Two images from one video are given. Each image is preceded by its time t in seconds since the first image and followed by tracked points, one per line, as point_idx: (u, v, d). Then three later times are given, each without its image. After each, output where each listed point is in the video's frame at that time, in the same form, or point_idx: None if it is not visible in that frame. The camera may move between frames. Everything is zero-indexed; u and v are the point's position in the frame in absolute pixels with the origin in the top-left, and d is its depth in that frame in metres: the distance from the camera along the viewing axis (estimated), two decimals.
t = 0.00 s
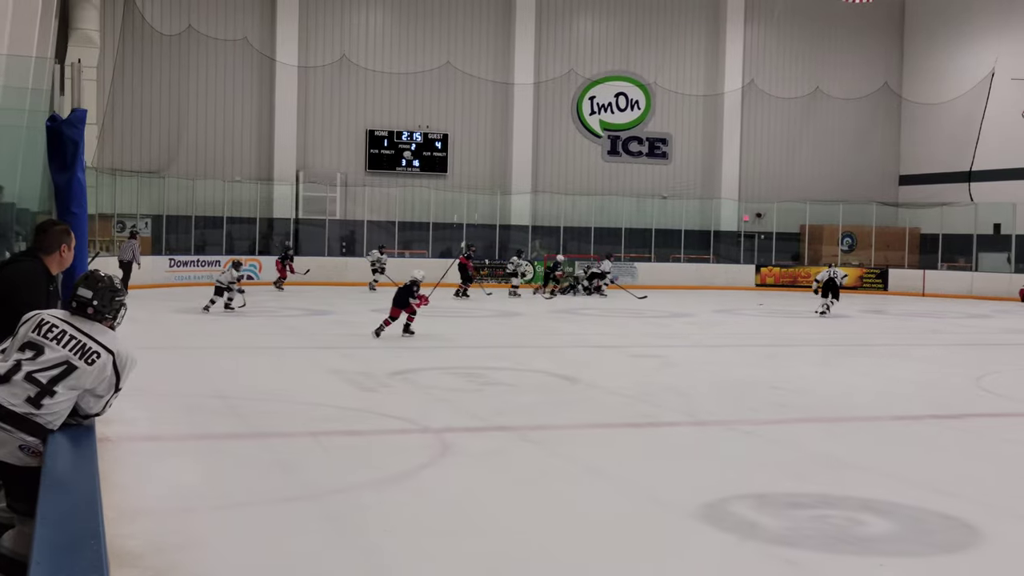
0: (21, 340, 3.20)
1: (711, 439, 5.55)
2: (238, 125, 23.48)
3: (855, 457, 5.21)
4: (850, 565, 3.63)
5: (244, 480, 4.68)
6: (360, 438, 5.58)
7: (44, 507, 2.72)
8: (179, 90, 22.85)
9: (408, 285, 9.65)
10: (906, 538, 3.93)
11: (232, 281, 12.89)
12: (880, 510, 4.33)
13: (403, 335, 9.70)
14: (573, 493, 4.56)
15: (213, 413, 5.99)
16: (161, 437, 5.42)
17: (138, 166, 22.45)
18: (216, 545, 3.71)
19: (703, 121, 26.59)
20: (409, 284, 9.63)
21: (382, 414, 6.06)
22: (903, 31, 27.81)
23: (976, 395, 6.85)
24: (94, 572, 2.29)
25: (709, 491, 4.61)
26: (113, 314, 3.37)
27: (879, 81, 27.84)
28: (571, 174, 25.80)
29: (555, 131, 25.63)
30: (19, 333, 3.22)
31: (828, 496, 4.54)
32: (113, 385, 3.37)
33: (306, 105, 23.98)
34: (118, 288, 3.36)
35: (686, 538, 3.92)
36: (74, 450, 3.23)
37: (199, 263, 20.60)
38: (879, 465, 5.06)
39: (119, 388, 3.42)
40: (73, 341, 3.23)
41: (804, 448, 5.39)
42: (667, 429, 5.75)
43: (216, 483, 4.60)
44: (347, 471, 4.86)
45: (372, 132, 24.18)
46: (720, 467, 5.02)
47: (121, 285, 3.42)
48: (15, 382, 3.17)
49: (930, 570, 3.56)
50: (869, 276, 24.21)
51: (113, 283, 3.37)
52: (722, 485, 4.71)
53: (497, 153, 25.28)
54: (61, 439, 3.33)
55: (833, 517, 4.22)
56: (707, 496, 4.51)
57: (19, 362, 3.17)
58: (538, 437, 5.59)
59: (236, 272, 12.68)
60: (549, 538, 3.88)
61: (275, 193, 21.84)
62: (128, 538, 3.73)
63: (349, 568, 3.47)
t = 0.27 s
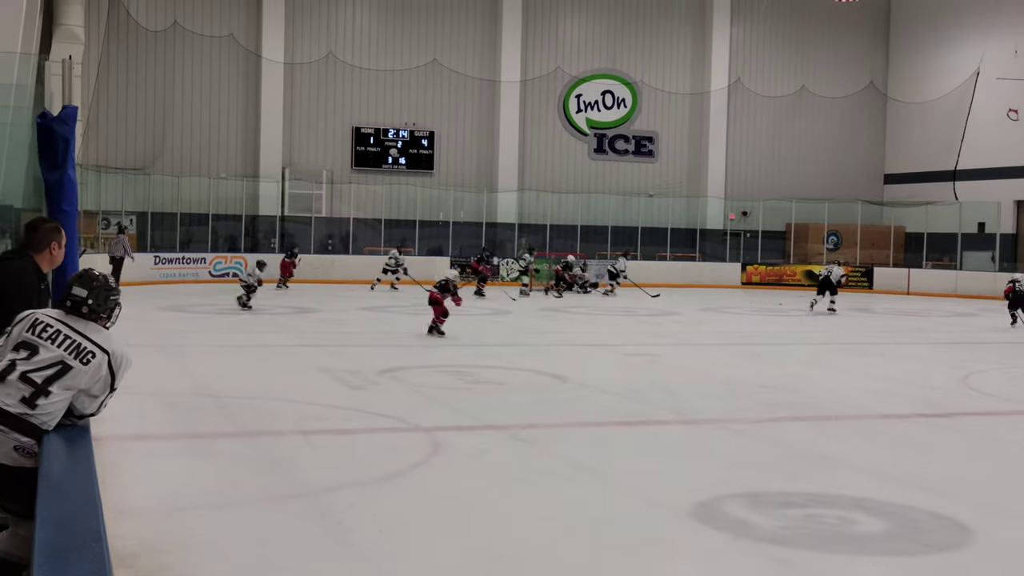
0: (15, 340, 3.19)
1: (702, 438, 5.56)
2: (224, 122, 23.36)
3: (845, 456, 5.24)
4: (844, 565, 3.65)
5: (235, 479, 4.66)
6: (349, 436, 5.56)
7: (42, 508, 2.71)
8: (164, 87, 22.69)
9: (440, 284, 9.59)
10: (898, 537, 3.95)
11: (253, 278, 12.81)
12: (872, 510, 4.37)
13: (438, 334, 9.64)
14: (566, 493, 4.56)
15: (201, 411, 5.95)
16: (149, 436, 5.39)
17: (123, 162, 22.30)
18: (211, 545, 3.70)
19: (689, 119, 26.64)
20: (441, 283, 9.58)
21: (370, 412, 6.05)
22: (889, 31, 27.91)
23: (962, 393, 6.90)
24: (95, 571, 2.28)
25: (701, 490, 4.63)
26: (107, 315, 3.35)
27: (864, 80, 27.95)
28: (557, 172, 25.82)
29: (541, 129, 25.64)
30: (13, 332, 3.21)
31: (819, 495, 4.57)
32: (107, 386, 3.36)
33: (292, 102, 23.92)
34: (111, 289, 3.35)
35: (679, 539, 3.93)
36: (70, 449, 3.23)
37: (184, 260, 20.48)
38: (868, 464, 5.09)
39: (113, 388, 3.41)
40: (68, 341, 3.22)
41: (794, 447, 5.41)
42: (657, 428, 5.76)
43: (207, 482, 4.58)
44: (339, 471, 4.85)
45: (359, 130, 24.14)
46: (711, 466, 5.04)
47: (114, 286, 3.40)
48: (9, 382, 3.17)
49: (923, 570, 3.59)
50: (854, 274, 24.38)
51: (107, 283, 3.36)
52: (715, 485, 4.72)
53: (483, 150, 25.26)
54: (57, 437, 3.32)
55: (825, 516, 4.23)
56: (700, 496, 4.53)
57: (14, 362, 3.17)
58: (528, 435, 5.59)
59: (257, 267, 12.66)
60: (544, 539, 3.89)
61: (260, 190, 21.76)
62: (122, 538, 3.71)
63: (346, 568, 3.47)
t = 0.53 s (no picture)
0: (10, 338, 3.20)
1: (695, 436, 5.57)
2: (212, 119, 23.29)
3: (837, 453, 5.27)
4: (840, 564, 3.71)
5: (229, 478, 4.65)
6: (341, 434, 5.55)
7: (40, 507, 2.69)
8: (153, 83, 22.61)
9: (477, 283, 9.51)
10: (892, 536, 4.03)
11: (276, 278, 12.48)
12: (864, 508, 4.38)
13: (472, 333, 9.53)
14: (561, 492, 4.58)
15: (193, 409, 5.94)
16: (140, 434, 5.36)
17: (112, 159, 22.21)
18: (209, 543, 3.70)
19: (679, 116, 26.69)
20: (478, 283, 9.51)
21: (363, 410, 6.04)
22: (877, 28, 27.98)
23: (951, 390, 6.94)
24: (96, 570, 2.27)
25: (696, 489, 4.66)
26: (103, 312, 3.33)
27: (854, 77, 28.02)
28: (547, 168, 25.81)
29: (531, 126, 25.63)
30: (8, 330, 3.22)
31: (813, 493, 4.62)
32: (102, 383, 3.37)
33: (281, 98, 23.86)
34: (107, 286, 3.32)
35: (676, 539, 3.96)
36: (64, 447, 3.23)
37: (172, 257, 20.39)
38: (861, 461, 5.13)
39: (109, 385, 3.41)
40: (63, 338, 3.23)
41: (786, 443, 5.44)
42: (650, 425, 5.77)
43: (201, 481, 4.56)
44: (333, 469, 4.84)
45: (348, 126, 24.10)
46: (705, 463, 5.06)
47: (110, 284, 3.38)
48: (5, 379, 3.19)
49: (918, 570, 3.64)
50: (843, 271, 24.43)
51: (102, 281, 3.34)
52: (708, 483, 4.73)
53: (472, 146, 25.24)
54: (54, 434, 3.33)
55: (820, 514, 4.32)
56: (694, 495, 4.53)
57: (9, 360, 3.18)
58: (521, 433, 5.59)
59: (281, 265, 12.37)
60: (542, 539, 3.92)
61: (250, 187, 21.66)
62: (117, 537, 3.71)
63: (346, 567, 3.49)
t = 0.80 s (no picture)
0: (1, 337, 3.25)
1: (685, 434, 5.58)
2: (200, 117, 23.22)
3: (827, 451, 5.29)
4: (831, 563, 3.74)
5: (217, 478, 4.63)
6: (331, 433, 5.54)
7: (31, 508, 2.69)
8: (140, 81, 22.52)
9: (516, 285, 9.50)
10: (882, 534, 4.07)
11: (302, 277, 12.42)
12: (853, 507, 4.40)
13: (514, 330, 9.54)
14: (550, 492, 4.59)
15: (183, 409, 5.92)
16: (130, 434, 5.34)
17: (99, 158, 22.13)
18: (200, 543, 3.69)
19: (666, 115, 26.74)
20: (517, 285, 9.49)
21: (353, 409, 6.03)
22: (865, 28, 28.08)
23: (940, 387, 6.97)
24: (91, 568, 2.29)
25: (686, 488, 4.67)
26: (93, 312, 3.35)
27: (841, 76, 28.12)
28: (536, 167, 25.82)
29: (519, 125, 25.63)
30: None
31: (804, 491, 4.65)
32: (92, 383, 3.42)
33: (269, 97, 23.80)
34: (97, 285, 3.34)
35: (667, 539, 3.97)
36: (54, 446, 3.29)
37: (159, 256, 20.29)
38: (850, 459, 5.15)
39: (100, 385, 3.47)
40: (53, 339, 3.27)
41: (776, 442, 5.45)
42: (640, 424, 5.78)
43: (191, 481, 4.55)
44: (323, 469, 4.83)
45: (336, 125, 24.06)
46: (695, 462, 5.08)
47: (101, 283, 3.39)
48: None
49: (908, 568, 3.67)
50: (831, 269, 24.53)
51: (92, 280, 3.36)
52: (699, 482, 4.75)
53: (461, 145, 25.21)
54: (42, 437, 3.37)
55: (811, 513, 4.35)
56: (684, 495, 4.54)
57: None
58: (511, 433, 5.59)
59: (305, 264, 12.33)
60: (535, 538, 3.93)
61: (238, 186, 21.47)
62: (107, 538, 3.69)
63: (339, 566, 3.49)
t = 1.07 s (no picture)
0: None
1: (671, 436, 5.59)
2: (183, 118, 23.09)
3: (812, 452, 5.31)
4: (818, 564, 3.76)
5: (202, 481, 4.61)
6: (317, 436, 5.52)
7: (18, 514, 2.67)
8: (123, 82, 22.38)
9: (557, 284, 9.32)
10: (867, 535, 4.11)
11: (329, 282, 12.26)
12: (837, 508, 4.43)
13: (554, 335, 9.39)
14: (536, 494, 4.59)
15: (167, 412, 5.88)
16: (114, 437, 5.30)
17: (81, 159, 21.99)
18: (186, 546, 3.67)
19: (650, 117, 26.79)
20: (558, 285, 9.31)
21: (339, 412, 6.00)
22: (848, 29, 28.23)
23: (923, 388, 7.01)
24: None
25: (672, 489, 4.69)
26: (77, 316, 3.58)
27: (824, 78, 28.24)
28: (520, 169, 25.83)
29: (504, 127, 25.63)
30: None
31: (789, 492, 4.67)
32: (78, 386, 3.62)
33: (253, 98, 23.70)
34: (82, 288, 3.56)
35: (654, 541, 3.98)
36: (40, 447, 3.45)
37: (143, 258, 20.16)
38: (835, 460, 5.18)
39: (84, 388, 3.67)
40: (38, 342, 3.46)
41: (761, 443, 5.47)
42: (626, 426, 5.79)
43: (176, 483, 4.53)
44: (308, 471, 4.81)
45: (320, 126, 23.99)
46: (680, 463, 5.09)
47: (84, 287, 3.62)
48: None
49: (894, 568, 3.70)
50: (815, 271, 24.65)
51: (76, 284, 3.58)
52: (684, 484, 4.76)
53: (445, 147, 25.18)
54: (23, 444, 3.47)
55: (796, 514, 4.38)
56: (670, 496, 4.56)
57: None
58: (497, 435, 5.58)
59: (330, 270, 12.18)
60: (521, 540, 3.93)
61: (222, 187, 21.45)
62: (93, 541, 3.67)
63: (326, 569, 3.48)
